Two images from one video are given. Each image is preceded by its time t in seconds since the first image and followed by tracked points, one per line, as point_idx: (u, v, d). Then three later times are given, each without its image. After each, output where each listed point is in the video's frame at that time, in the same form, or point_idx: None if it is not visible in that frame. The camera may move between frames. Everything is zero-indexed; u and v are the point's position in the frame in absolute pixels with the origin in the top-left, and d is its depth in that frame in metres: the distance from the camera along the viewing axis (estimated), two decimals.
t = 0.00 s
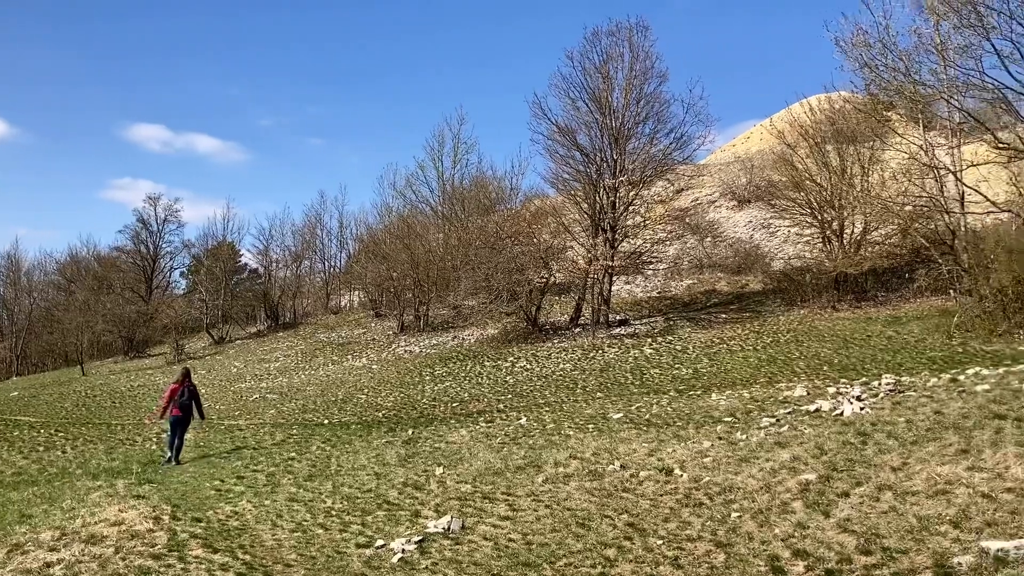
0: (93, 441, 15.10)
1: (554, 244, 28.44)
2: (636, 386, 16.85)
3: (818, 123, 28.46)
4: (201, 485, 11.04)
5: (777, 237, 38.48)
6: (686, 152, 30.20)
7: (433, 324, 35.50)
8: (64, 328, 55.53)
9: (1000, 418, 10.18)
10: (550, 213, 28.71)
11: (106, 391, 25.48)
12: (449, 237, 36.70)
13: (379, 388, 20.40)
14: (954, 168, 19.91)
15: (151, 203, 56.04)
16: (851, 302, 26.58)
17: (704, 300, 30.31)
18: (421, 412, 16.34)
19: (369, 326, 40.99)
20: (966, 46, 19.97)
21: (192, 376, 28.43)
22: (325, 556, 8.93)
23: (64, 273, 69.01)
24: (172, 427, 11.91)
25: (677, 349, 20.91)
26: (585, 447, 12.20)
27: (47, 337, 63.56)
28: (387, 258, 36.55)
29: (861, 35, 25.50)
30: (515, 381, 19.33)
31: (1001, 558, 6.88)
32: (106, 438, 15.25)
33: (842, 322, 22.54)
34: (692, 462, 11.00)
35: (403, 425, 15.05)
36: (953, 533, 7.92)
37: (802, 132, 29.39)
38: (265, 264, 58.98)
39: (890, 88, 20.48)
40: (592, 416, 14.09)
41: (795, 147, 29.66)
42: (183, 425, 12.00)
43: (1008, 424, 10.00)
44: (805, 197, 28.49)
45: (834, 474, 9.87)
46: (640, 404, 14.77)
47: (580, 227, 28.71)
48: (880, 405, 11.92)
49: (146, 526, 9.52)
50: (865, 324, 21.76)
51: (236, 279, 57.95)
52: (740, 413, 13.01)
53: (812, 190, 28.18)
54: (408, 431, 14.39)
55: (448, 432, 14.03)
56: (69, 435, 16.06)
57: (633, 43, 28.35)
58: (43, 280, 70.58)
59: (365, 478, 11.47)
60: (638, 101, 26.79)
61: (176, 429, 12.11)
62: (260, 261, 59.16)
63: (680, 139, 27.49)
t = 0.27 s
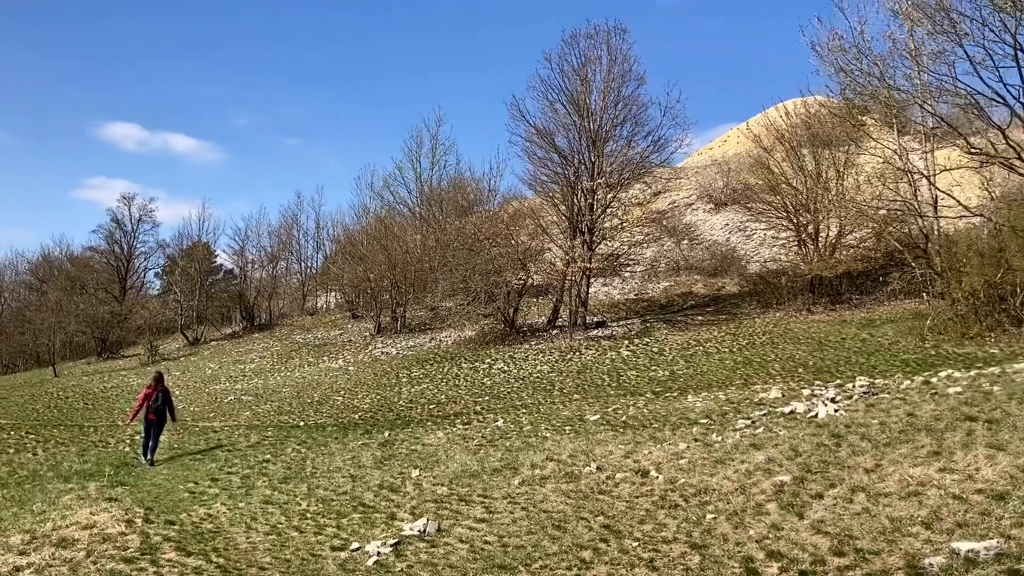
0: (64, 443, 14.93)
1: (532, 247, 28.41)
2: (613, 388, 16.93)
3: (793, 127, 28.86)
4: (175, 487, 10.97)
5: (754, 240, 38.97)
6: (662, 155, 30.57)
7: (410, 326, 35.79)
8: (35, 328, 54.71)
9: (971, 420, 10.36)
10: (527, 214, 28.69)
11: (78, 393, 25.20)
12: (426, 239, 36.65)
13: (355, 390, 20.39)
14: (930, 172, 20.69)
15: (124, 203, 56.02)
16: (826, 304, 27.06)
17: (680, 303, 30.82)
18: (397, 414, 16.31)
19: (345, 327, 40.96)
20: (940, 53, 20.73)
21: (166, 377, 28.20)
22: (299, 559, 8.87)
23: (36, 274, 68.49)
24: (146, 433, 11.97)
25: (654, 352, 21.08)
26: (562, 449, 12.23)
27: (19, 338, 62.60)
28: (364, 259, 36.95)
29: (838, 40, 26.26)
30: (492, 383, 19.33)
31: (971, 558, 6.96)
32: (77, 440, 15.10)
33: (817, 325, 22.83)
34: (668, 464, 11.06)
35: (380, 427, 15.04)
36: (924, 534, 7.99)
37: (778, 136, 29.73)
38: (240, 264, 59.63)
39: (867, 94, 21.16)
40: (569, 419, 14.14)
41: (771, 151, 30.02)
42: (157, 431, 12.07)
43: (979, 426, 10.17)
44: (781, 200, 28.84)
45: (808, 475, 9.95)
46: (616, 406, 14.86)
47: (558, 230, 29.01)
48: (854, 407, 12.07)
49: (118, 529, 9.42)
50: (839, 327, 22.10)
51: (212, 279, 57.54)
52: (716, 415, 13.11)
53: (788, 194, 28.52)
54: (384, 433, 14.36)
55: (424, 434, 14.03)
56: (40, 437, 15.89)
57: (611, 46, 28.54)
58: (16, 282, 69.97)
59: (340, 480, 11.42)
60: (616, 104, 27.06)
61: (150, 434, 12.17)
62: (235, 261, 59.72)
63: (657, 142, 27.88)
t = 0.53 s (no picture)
0: (34, 445, 14.74)
1: (509, 248, 28.27)
2: (588, 390, 16.99)
3: (768, 131, 29.20)
4: (147, 490, 10.90)
5: (729, 242, 39.46)
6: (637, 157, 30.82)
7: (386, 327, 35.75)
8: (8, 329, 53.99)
9: (941, 422, 10.52)
10: (505, 217, 28.45)
11: (49, 395, 24.88)
12: (402, 240, 36.70)
13: (331, 392, 20.35)
14: (901, 176, 21.49)
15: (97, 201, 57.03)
16: (799, 307, 27.64)
17: (657, 305, 31.36)
18: (373, 416, 16.28)
19: (321, 329, 40.89)
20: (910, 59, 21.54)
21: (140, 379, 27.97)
22: (273, 562, 8.81)
23: (8, 276, 68.07)
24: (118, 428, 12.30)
25: (630, 353, 21.21)
26: (538, 451, 12.25)
27: None
28: (340, 261, 36.98)
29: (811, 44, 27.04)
30: (469, 385, 19.33)
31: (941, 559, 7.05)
32: (47, 443, 14.91)
33: (791, 328, 23.08)
34: (643, 466, 11.12)
35: (355, 429, 15.01)
36: (895, 534, 8.08)
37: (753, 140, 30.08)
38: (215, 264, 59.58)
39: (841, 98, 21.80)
40: (545, 420, 14.18)
41: (746, 155, 30.42)
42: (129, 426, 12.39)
43: (949, 428, 10.34)
44: (756, 204, 29.15)
45: (782, 477, 10.03)
46: (592, 408, 14.94)
47: (535, 232, 28.77)
48: (828, 409, 12.22)
49: (89, 533, 9.32)
50: (813, 329, 22.39)
51: (186, 280, 57.63)
52: (691, 416, 13.20)
53: (762, 197, 28.90)
54: (359, 435, 14.32)
55: (400, 436, 14.02)
56: (9, 440, 15.70)
57: (588, 49, 28.64)
58: None
59: (315, 482, 11.38)
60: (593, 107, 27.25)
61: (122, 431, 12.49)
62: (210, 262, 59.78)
63: (634, 145, 28.14)
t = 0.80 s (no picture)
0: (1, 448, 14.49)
1: (486, 249, 28.59)
2: (565, 391, 16.99)
3: (744, 135, 29.53)
4: (118, 493, 10.79)
5: (704, 245, 39.89)
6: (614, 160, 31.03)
7: (362, 328, 35.72)
8: None
9: (912, 423, 10.66)
10: (481, 218, 28.65)
11: (17, 396, 24.47)
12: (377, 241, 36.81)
13: (305, 393, 20.29)
14: (874, 180, 22.24)
15: (69, 201, 57.77)
16: (773, 309, 27.90)
17: (633, 306, 31.64)
18: (348, 418, 16.21)
19: (296, 330, 40.82)
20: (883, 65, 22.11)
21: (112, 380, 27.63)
22: (245, 564, 8.74)
23: None
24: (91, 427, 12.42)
25: (606, 355, 21.28)
26: (513, 452, 12.26)
27: None
28: (315, 262, 36.73)
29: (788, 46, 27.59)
30: (445, 386, 19.28)
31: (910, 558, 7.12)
32: (15, 445, 14.66)
33: (766, 330, 23.27)
34: (618, 467, 11.17)
35: (329, 431, 14.93)
36: (866, 535, 8.15)
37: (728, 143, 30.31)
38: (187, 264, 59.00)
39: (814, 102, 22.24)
40: (521, 422, 14.19)
41: (722, 157, 30.55)
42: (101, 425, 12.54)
43: (919, 428, 10.49)
44: (731, 206, 29.08)
45: (755, 477, 10.09)
46: (568, 409, 14.97)
47: (512, 233, 29.10)
48: (801, 410, 12.33)
49: (58, 535, 9.20)
50: (787, 331, 22.59)
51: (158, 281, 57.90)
52: (666, 417, 13.26)
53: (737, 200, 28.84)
54: (334, 437, 14.27)
55: (375, 438, 13.97)
56: None
57: (566, 50, 28.80)
58: None
59: (289, 484, 11.32)
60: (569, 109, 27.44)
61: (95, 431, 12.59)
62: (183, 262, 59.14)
63: (611, 147, 28.34)
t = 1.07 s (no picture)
0: None
1: (462, 251, 28.61)
2: (539, 393, 17.01)
3: (718, 138, 29.94)
4: (87, 496, 10.70)
5: (678, 247, 40.28)
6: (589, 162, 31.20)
7: (336, 329, 35.65)
8: None
9: (882, 425, 10.80)
10: (456, 219, 28.63)
11: None
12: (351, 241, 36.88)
13: (277, 394, 20.24)
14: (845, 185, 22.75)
15: (38, 201, 58.26)
16: (746, 311, 28.18)
17: (608, 308, 31.92)
18: (321, 420, 16.18)
19: (269, 330, 40.71)
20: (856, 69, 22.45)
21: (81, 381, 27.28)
22: (215, 567, 8.67)
23: None
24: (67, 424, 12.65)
25: (580, 356, 21.37)
26: (487, 454, 12.29)
27: None
28: (288, 262, 36.60)
29: (763, 49, 27.97)
30: (420, 388, 19.23)
31: (878, 558, 7.19)
32: None
33: (738, 332, 23.49)
34: (592, 468, 11.23)
35: (303, 432, 14.89)
36: (836, 535, 8.22)
37: (703, 146, 30.52)
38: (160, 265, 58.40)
39: (788, 106, 22.54)
40: (496, 424, 14.21)
41: (695, 161, 30.76)
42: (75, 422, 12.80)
43: (889, 430, 10.65)
44: (705, 209, 29.18)
45: (727, 478, 10.17)
46: (542, 410, 15.00)
47: (487, 234, 29.04)
48: (773, 411, 12.46)
49: (24, 539, 9.08)
50: (760, 333, 22.77)
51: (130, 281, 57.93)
52: (640, 418, 13.35)
53: (711, 203, 28.98)
54: (308, 438, 14.23)
55: (349, 439, 13.94)
56: None
57: (542, 53, 28.90)
58: None
59: (261, 486, 11.27)
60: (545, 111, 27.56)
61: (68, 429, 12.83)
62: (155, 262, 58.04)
63: (586, 149, 28.47)
